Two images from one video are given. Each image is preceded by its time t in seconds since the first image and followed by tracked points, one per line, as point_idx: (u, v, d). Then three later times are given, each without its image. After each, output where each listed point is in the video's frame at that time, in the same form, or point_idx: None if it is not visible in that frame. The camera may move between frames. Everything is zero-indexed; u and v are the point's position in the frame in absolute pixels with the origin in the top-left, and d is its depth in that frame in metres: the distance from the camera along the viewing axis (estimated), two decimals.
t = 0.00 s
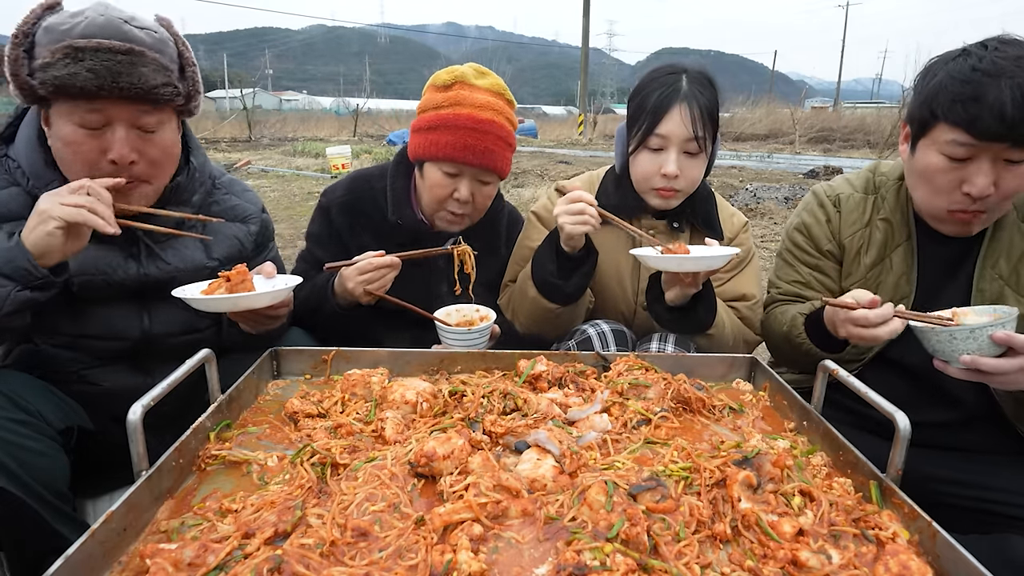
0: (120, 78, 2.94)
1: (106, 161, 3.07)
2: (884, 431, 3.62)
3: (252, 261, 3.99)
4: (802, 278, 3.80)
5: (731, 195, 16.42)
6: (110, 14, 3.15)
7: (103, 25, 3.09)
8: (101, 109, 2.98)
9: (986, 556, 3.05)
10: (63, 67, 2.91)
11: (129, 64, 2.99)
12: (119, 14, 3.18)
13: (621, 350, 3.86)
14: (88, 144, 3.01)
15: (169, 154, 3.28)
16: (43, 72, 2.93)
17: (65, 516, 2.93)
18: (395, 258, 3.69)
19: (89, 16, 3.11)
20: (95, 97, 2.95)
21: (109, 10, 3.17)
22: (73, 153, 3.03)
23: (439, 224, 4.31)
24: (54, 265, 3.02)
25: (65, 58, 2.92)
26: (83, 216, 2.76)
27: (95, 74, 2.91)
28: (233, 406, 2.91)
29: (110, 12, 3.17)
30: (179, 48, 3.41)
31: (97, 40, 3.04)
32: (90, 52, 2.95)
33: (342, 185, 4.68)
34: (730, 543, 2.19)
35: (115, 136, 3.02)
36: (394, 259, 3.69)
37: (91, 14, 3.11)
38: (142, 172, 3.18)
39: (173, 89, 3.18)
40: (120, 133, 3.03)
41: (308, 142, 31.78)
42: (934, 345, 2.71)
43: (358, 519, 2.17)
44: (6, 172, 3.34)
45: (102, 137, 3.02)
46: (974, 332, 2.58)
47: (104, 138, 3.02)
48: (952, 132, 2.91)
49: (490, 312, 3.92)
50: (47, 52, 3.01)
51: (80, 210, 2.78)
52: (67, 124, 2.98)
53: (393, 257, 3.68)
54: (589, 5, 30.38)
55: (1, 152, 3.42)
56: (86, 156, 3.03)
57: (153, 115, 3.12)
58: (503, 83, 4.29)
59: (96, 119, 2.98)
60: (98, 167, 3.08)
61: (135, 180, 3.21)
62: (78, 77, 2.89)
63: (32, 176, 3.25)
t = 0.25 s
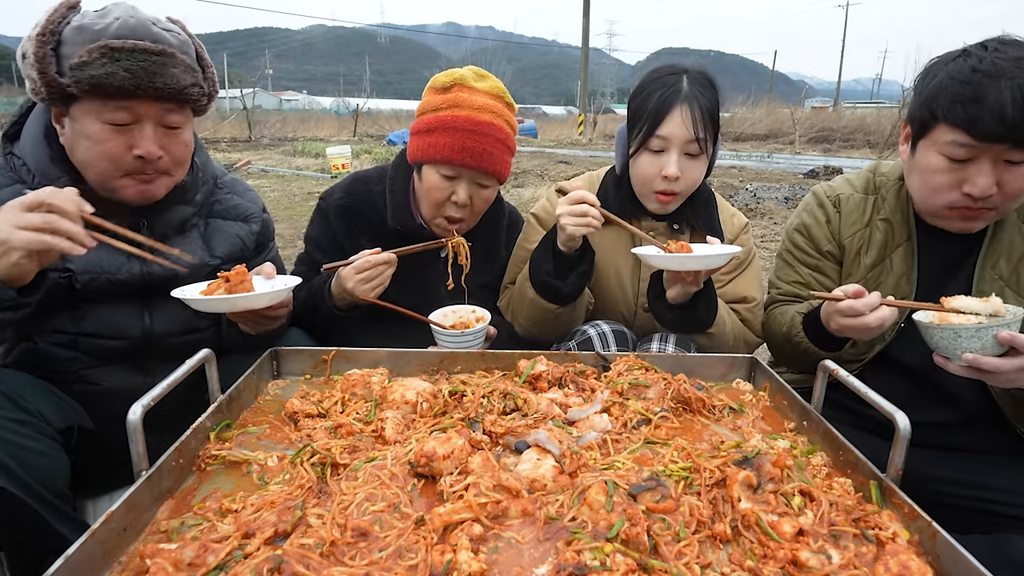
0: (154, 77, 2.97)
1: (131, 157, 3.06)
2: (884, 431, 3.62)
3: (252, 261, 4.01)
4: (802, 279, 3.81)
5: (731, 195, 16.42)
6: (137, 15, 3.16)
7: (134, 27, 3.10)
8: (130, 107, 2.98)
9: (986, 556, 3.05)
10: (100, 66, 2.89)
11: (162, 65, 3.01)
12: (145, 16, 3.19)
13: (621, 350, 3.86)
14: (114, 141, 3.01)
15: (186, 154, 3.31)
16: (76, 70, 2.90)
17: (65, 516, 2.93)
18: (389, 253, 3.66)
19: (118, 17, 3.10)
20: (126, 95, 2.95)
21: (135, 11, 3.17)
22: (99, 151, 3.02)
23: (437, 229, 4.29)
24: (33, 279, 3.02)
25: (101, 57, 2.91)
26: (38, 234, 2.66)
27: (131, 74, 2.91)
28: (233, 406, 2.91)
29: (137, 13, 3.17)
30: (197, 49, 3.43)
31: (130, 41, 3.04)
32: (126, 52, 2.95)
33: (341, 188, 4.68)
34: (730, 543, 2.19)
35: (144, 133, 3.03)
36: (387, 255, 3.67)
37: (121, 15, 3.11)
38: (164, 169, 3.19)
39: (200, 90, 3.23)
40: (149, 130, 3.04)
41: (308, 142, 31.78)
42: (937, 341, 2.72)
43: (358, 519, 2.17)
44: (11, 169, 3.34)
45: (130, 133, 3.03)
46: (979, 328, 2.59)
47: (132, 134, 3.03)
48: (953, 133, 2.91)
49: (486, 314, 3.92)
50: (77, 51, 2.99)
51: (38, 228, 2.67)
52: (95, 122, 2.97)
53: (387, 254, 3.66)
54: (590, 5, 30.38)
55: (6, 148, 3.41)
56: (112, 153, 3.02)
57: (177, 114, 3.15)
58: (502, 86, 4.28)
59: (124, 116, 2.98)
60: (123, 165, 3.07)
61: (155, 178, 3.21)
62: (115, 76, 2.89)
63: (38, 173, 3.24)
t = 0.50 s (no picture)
0: (178, 77, 2.99)
1: (149, 155, 3.07)
2: (884, 431, 3.62)
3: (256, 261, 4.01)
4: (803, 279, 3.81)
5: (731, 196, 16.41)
6: (160, 16, 3.17)
7: (158, 27, 3.11)
8: (151, 105, 2.99)
9: (986, 556, 3.05)
10: (126, 64, 2.90)
11: (184, 65, 3.04)
12: (168, 17, 3.21)
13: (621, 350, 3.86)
14: (134, 138, 3.02)
15: (199, 154, 3.32)
16: (101, 66, 2.90)
17: (65, 516, 2.93)
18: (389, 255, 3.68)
19: (142, 17, 3.11)
20: (148, 93, 2.96)
21: (158, 12, 3.19)
22: (117, 148, 3.03)
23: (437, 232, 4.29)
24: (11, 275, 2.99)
25: (127, 54, 2.92)
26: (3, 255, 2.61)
27: (156, 72, 2.94)
28: (233, 406, 2.91)
29: (159, 14, 3.18)
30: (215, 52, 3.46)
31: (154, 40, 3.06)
32: (151, 50, 2.96)
33: (341, 189, 4.68)
34: (730, 543, 2.19)
35: (163, 131, 3.04)
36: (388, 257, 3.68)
37: (144, 16, 3.12)
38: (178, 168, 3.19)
39: (218, 91, 3.27)
40: (168, 129, 3.06)
41: (307, 142, 31.78)
42: (928, 321, 2.74)
43: (358, 519, 2.17)
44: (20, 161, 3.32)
45: (149, 131, 3.03)
46: (968, 314, 2.60)
47: (150, 132, 3.03)
48: (950, 132, 2.91)
49: (485, 315, 3.93)
50: (102, 49, 2.98)
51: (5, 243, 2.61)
52: (114, 119, 2.97)
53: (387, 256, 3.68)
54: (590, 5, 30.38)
55: (16, 140, 3.38)
56: (130, 150, 3.04)
57: (194, 113, 3.17)
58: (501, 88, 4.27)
59: (144, 114, 2.99)
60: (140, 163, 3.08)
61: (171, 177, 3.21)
62: (140, 74, 2.91)
63: (48, 165, 3.22)
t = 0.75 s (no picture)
0: (196, 79, 3.01)
1: (162, 155, 3.07)
2: (883, 432, 3.62)
3: (260, 261, 4.01)
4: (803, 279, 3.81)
5: (731, 196, 16.40)
6: (179, 18, 3.17)
7: (178, 29, 3.12)
8: (167, 105, 3.00)
9: (986, 556, 3.05)
10: (146, 64, 2.90)
11: (203, 67, 3.05)
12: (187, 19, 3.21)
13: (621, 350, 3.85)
14: (148, 138, 3.03)
15: (209, 154, 3.34)
16: (122, 66, 2.88)
17: (66, 516, 2.93)
18: (390, 257, 3.69)
19: (161, 19, 3.11)
20: (166, 94, 2.97)
21: (177, 14, 3.19)
22: (131, 147, 3.04)
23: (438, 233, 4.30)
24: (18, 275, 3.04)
25: (148, 55, 2.91)
26: None
27: (176, 74, 2.94)
28: (233, 406, 2.91)
29: (178, 16, 3.19)
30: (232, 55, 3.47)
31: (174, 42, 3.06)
32: (172, 52, 2.96)
33: (341, 190, 4.68)
34: (730, 543, 2.19)
35: (178, 132, 3.06)
36: (388, 258, 3.69)
37: (164, 17, 3.12)
38: (190, 169, 3.20)
39: (233, 94, 3.28)
40: (183, 129, 3.07)
41: (307, 142, 31.77)
42: (926, 303, 2.80)
43: (358, 519, 2.17)
44: (31, 153, 3.32)
45: (163, 131, 3.05)
46: (962, 301, 2.65)
47: (165, 131, 3.04)
48: (943, 129, 2.91)
49: (483, 316, 3.93)
50: (121, 49, 2.97)
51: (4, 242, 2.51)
52: (130, 118, 2.98)
53: (387, 257, 3.69)
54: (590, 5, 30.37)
55: (27, 132, 3.36)
56: (143, 149, 3.04)
57: (208, 115, 3.18)
58: (501, 91, 4.28)
59: (160, 114, 3.00)
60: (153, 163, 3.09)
61: (183, 177, 3.21)
62: (160, 75, 2.91)
63: (59, 158, 3.22)
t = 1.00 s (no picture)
0: (213, 82, 3.01)
1: (176, 156, 3.08)
2: (883, 432, 3.63)
3: (265, 261, 4.02)
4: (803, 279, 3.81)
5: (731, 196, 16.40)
6: (197, 21, 3.17)
7: (197, 32, 3.11)
8: (182, 107, 3.00)
9: (986, 556, 3.05)
10: (164, 66, 2.90)
11: (220, 70, 3.06)
12: (204, 22, 3.21)
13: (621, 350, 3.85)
14: (164, 138, 3.03)
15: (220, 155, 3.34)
16: (140, 67, 2.88)
17: (66, 516, 2.93)
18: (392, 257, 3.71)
19: (180, 21, 3.11)
20: (183, 95, 2.97)
21: (195, 17, 3.19)
22: (144, 147, 3.03)
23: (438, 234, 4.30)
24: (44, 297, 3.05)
25: (167, 57, 2.91)
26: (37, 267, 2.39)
27: (193, 77, 2.95)
28: (233, 406, 2.92)
29: (196, 19, 3.18)
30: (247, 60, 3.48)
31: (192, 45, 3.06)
32: (190, 55, 2.97)
33: (342, 191, 4.68)
34: (730, 543, 2.19)
35: (192, 133, 3.06)
36: (388, 259, 3.70)
37: (183, 20, 3.11)
38: (201, 169, 3.21)
39: (247, 97, 3.29)
40: (197, 130, 3.07)
41: (307, 142, 31.78)
42: (927, 287, 2.82)
43: (358, 519, 2.17)
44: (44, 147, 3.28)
45: (177, 132, 3.05)
46: (962, 286, 2.66)
47: (179, 133, 3.05)
48: (929, 120, 2.95)
49: (483, 318, 3.93)
50: (140, 50, 2.97)
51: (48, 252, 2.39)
52: (145, 118, 2.97)
53: (388, 257, 3.70)
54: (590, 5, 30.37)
55: (40, 126, 3.32)
56: (157, 150, 3.04)
57: (222, 117, 3.19)
58: (501, 92, 4.27)
59: (175, 115, 3.00)
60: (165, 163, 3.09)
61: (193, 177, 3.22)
62: (178, 77, 2.91)
63: (73, 153, 3.19)
